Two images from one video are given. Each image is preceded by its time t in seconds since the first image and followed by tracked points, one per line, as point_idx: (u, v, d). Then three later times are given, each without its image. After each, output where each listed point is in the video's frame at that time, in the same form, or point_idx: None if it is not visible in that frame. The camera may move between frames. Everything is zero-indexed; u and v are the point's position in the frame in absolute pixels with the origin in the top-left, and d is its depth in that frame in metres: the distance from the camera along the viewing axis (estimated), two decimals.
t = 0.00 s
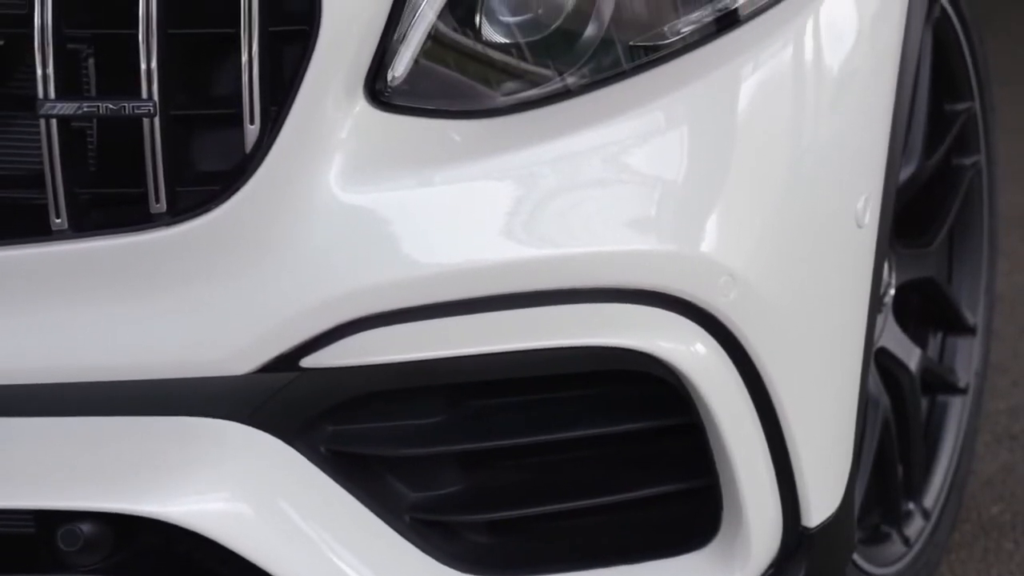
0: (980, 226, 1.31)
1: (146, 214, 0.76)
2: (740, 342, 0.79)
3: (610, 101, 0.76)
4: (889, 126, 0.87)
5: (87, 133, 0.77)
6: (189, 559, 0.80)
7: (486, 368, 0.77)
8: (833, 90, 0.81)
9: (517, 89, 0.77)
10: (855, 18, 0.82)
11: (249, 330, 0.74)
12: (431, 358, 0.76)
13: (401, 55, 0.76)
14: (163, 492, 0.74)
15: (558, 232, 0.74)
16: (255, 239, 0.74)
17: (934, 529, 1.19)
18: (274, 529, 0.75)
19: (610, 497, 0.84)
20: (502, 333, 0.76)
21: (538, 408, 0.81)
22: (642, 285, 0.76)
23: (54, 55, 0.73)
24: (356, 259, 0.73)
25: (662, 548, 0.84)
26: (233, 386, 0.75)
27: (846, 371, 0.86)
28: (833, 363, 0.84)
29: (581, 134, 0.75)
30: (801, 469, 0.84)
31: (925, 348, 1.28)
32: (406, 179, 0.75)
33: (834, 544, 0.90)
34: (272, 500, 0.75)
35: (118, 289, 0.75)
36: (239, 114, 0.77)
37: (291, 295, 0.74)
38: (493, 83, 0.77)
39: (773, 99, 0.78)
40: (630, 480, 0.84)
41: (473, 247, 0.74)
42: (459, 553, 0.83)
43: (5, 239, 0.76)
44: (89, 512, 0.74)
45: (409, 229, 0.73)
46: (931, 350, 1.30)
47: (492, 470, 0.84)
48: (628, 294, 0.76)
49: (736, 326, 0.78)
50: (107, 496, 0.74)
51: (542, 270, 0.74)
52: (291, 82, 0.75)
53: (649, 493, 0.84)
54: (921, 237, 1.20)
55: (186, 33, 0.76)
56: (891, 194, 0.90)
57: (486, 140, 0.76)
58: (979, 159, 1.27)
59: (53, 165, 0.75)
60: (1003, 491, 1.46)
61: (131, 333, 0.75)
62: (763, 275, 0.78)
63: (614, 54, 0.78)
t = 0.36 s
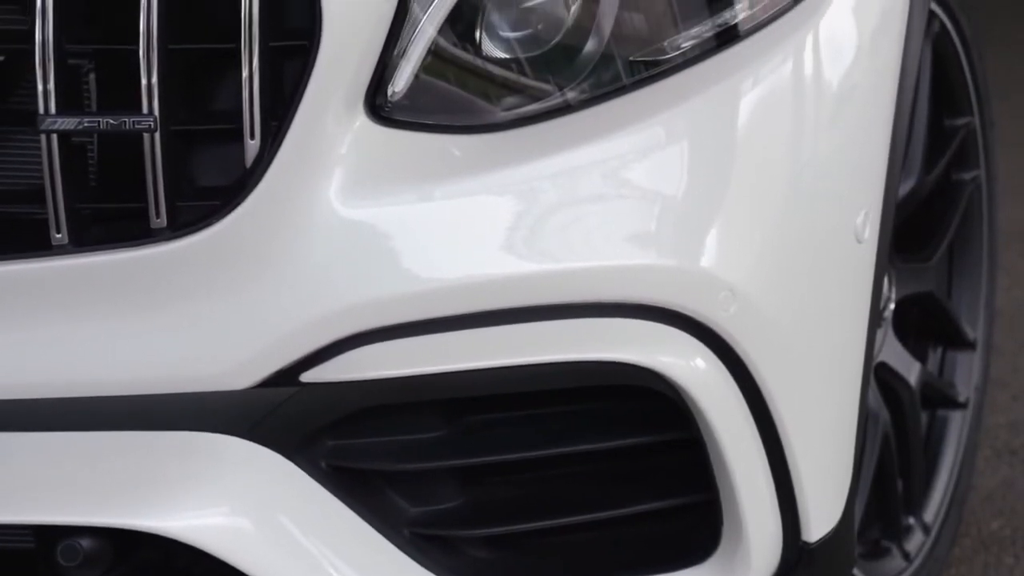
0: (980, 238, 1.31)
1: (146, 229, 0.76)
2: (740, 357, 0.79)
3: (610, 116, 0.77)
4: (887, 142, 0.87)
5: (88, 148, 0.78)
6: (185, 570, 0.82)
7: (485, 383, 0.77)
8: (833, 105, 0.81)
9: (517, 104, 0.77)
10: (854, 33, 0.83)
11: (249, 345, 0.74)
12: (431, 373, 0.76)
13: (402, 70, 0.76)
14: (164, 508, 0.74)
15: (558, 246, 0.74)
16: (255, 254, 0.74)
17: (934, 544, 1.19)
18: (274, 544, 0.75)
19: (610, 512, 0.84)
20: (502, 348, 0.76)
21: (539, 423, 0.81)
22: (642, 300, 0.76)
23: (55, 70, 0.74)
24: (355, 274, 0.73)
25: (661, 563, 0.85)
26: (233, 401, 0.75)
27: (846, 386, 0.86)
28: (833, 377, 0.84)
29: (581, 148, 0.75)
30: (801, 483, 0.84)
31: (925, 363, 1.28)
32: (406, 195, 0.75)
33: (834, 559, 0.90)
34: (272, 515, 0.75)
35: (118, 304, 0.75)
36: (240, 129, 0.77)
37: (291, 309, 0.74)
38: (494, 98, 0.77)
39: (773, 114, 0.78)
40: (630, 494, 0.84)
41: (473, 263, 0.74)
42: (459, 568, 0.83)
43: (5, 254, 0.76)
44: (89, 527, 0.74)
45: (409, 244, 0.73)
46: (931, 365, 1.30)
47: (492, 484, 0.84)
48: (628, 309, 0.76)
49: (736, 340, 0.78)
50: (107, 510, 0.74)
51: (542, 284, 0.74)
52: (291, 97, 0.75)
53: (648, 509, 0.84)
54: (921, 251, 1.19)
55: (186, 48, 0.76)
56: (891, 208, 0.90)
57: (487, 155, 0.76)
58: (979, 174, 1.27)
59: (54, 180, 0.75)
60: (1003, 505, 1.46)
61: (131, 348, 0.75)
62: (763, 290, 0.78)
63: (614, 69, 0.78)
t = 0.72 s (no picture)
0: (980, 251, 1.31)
1: (147, 244, 0.76)
2: (740, 372, 0.79)
3: (610, 131, 0.77)
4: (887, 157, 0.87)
5: (89, 163, 0.78)
6: None
7: (485, 398, 0.77)
8: (832, 121, 0.81)
9: (517, 119, 0.77)
10: (855, 49, 0.83)
11: (249, 360, 0.74)
12: (432, 388, 0.76)
13: (402, 85, 0.76)
14: (161, 523, 0.74)
15: (558, 262, 0.74)
16: (255, 270, 0.74)
17: (934, 559, 1.19)
18: (271, 559, 0.75)
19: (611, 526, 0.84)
20: (503, 362, 0.76)
21: (541, 438, 0.81)
22: (642, 315, 0.76)
23: (56, 85, 0.74)
24: (356, 289, 0.73)
25: None
26: (233, 416, 0.75)
27: (846, 400, 0.86)
28: (833, 391, 0.85)
29: (581, 163, 0.76)
30: (801, 498, 0.84)
31: (925, 377, 1.28)
32: (406, 210, 0.75)
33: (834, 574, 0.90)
34: (269, 530, 0.75)
35: (118, 318, 0.75)
36: (241, 144, 0.77)
37: (291, 325, 0.74)
38: (493, 113, 0.77)
39: (772, 130, 0.78)
40: (630, 509, 0.84)
41: (473, 278, 0.74)
42: None
43: (5, 269, 0.76)
44: (87, 542, 0.75)
45: (409, 259, 0.73)
46: (931, 380, 1.30)
47: (493, 499, 0.84)
48: (628, 323, 0.76)
49: (736, 355, 0.78)
50: (106, 526, 0.74)
51: (542, 299, 0.74)
52: (292, 112, 0.76)
53: (649, 523, 0.84)
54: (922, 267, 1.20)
55: (187, 64, 0.77)
56: (891, 223, 0.90)
57: (487, 170, 0.76)
58: (978, 190, 1.28)
59: (54, 196, 0.75)
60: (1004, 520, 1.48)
61: (131, 363, 0.75)
62: (763, 305, 0.78)
63: (614, 84, 0.78)
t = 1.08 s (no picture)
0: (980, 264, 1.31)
1: (147, 259, 0.76)
2: (740, 387, 0.79)
3: (611, 146, 0.77)
4: (886, 172, 0.87)
5: (89, 178, 0.78)
6: None
7: (485, 413, 0.77)
8: (832, 136, 0.81)
9: (517, 134, 0.77)
10: (854, 64, 0.83)
11: (249, 375, 0.74)
12: (432, 404, 0.76)
13: (402, 101, 0.76)
14: (161, 539, 0.74)
15: (558, 277, 0.74)
16: (256, 285, 0.74)
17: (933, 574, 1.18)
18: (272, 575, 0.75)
19: (611, 542, 0.83)
20: (502, 378, 0.76)
21: (540, 453, 0.81)
22: (642, 330, 0.76)
23: (56, 101, 0.74)
24: (356, 305, 0.73)
25: None
26: (233, 431, 0.75)
27: (846, 414, 0.86)
28: (834, 406, 0.85)
29: (581, 179, 0.76)
30: (800, 512, 0.84)
31: (925, 392, 1.28)
32: (406, 226, 0.75)
33: None
34: (270, 546, 0.75)
35: (119, 334, 0.75)
36: (241, 159, 0.77)
37: (291, 340, 0.74)
38: (493, 128, 0.78)
39: (772, 146, 0.78)
40: (630, 524, 0.84)
41: (473, 294, 0.73)
42: None
43: (6, 284, 0.77)
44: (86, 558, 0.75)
45: (409, 274, 0.73)
46: (931, 395, 1.30)
47: (494, 514, 0.84)
48: (627, 338, 0.76)
49: (736, 370, 0.78)
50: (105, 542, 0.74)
51: (542, 314, 0.74)
52: (292, 128, 0.76)
53: (649, 539, 0.84)
54: (923, 280, 1.21)
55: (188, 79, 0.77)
56: (891, 237, 0.90)
57: (487, 186, 0.76)
58: (977, 206, 1.27)
59: (54, 211, 0.75)
60: (1004, 534, 1.50)
61: (132, 378, 0.75)
62: (763, 320, 0.78)
63: (614, 100, 0.78)
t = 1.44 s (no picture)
0: (980, 279, 1.32)
1: (148, 274, 0.76)
2: (739, 403, 0.79)
3: (611, 162, 0.77)
4: (886, 187, 0.87)
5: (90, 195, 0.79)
6: None
7: (485, 428, 0.77)
8: (831, 152, 0.81)
9: (518, 150, 0.78)
10: (854, 80, 0.83)
11: (249, 391, 0.74)
12: (431, 419, 0.76)
13: (402, 117, 0.77)
14: (162, 554, 0.74)
15: (558, 293, 0.74)
16: (256, 301, 0.74)
17: None
18: None
19: (612, 558, 0.84)
20: (502, 393, 0.76)
21: (540, 469, 0.82)
22: (642, 346, 0.76)
23: (57, 117, 0.74)
24: (356, 321, 0.73)
25: None
26: (233, 447, 0.75)
27: (846, 429, 0.86)
28: (834, 421, 0.85)
29: (581, 195, 0.76)
30: (800, 527, 0.84)
31: (925, 408, 1.29)
32: (407, 241, 0.75)
33: None
34: (269, 562, 0.75)
35: (119, 349, 0.75)
36: (241, 175, 0.78)
37: (291, 356, 0.74)
38: (494, 144, 0.78)
39: (772, 162, 0.78)
40: (629, 539, 0.84)
41: (473, 310, 0.73)
42: None
43: (6, 300, 0.77)
44: None
45: (409, 289, 0.73)
46: (930, 411, 1.30)
47: (494, 530, 0.83)
48: (628, 354, 0.76)
49: (736, 385, 0.78)
50: (106, 558, 0.74)
51: (542, 330, 0.74)
52: (292, 145, 0.76)
53: (648, 554, 0.84)
54: (924, 296, 1.22)
55: (188, 95, 0.77)
56: (890, 252, 0.90)
57: (487, 202, 0.76)
58: (976, 221, 1.28)
59: (56, 226, 0.75)
60: (1004, 550, 1.51)
61: (132, 394, 0.75)
62: (763, 336, 0.78)
63: (613, 116, 0.78)
